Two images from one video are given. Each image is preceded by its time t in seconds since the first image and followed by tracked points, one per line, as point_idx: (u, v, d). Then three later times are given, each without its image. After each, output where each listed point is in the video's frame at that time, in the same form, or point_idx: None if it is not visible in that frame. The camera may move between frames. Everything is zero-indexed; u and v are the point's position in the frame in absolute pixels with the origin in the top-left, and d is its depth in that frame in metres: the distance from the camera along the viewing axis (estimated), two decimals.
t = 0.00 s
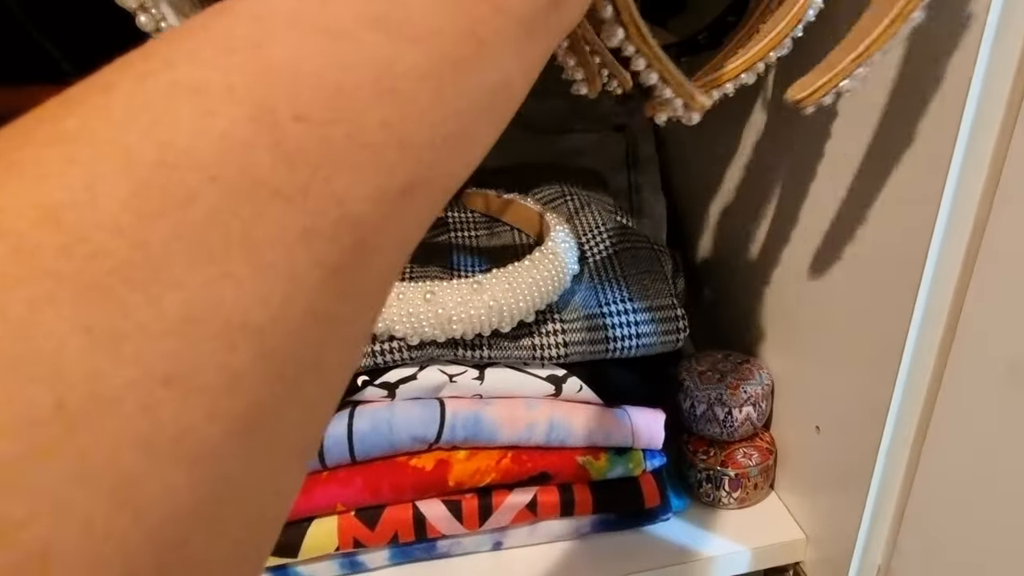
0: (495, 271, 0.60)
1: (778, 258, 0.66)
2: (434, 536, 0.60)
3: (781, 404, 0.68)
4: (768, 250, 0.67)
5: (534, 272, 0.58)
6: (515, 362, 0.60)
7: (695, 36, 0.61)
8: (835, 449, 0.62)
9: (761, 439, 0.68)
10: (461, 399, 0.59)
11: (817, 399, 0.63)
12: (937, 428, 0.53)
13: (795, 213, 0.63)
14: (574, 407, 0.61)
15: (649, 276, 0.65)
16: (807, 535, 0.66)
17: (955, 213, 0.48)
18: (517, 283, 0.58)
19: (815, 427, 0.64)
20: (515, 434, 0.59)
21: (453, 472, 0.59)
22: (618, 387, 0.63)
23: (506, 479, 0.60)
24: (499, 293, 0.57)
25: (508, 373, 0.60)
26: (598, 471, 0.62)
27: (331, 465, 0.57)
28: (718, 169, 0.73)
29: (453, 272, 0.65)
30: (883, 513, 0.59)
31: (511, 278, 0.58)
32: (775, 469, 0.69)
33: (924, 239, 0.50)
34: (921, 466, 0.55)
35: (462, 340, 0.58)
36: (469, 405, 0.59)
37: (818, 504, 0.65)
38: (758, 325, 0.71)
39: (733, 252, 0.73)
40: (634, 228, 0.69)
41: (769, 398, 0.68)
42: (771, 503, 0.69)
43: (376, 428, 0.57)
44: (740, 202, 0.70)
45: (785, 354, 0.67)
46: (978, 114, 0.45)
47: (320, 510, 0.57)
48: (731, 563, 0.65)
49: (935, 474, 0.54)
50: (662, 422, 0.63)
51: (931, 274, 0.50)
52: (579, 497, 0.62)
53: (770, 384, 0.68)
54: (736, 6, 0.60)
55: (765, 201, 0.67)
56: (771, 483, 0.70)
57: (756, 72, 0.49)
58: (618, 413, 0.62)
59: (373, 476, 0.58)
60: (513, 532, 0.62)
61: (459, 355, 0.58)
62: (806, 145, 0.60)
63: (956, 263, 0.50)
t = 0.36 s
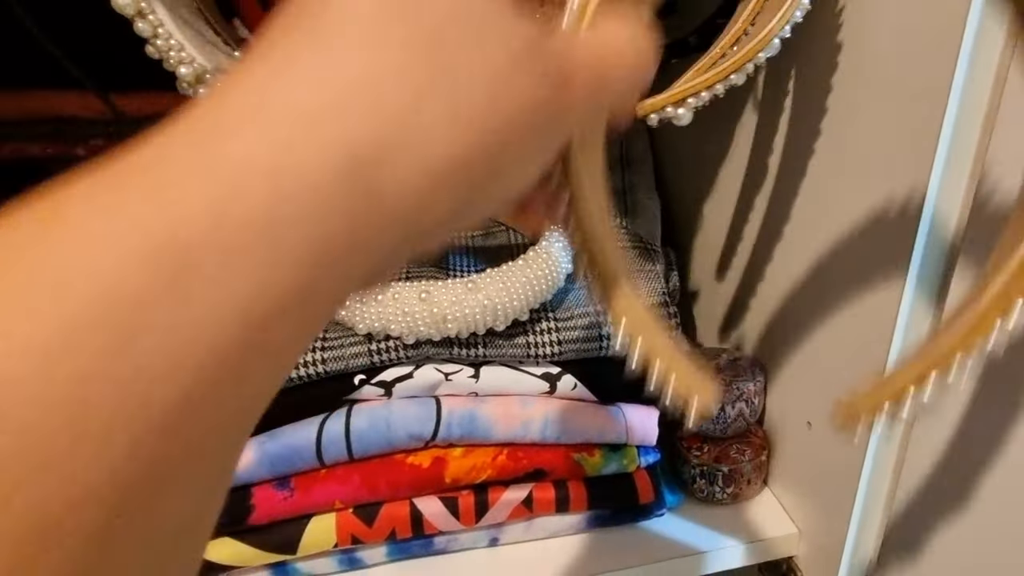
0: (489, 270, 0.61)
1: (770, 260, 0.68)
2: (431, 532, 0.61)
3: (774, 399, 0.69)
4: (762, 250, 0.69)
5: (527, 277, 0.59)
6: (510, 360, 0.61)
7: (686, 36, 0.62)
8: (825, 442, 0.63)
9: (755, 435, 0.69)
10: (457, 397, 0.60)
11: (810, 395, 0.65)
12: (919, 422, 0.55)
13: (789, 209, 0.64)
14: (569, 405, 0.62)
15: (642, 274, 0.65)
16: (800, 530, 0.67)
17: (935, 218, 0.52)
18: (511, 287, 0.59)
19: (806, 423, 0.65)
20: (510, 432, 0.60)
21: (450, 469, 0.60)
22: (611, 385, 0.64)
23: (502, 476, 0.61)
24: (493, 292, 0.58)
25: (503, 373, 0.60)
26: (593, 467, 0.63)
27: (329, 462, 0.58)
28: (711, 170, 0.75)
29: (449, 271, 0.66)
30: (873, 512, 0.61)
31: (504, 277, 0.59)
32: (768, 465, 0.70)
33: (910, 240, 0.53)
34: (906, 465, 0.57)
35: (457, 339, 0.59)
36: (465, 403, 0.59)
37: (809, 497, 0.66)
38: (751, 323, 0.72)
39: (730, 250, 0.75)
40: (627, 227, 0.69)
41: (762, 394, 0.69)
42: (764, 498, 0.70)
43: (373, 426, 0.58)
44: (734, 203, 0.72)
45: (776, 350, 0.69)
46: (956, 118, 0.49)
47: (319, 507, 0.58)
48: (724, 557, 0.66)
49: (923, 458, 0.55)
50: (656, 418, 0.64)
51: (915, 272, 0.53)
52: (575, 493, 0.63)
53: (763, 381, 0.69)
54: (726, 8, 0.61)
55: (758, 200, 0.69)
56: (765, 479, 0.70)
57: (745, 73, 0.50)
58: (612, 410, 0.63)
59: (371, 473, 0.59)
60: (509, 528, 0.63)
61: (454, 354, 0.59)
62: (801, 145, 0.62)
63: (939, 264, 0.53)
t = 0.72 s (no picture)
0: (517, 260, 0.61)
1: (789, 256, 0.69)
2: (458, 519, 0.62)
3: (793, 391, 0.70)
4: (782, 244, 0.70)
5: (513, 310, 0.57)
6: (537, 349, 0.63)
7: (710, 31, 0.63)
8: (845, 434, 0.64)
9: (774, 425, 0.70)
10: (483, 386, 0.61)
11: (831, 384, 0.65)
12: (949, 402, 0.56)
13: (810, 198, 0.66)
14: (598, 395, 0.62)
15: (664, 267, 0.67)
16: (819, 518, 0.68)
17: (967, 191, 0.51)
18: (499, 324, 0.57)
19: (826, 413, 0.66)
20: (536, 421, 0.61)
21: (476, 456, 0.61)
22: (632, 375, 0.65)
23: (527, 464, 0.62)
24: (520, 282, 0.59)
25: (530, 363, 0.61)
26: (616, 456, 0.64)
27: (359, 449, 0.59)
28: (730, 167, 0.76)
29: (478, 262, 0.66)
30: (897, 484, 0.61)
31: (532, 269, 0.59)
32: (786, 456, 0.71)
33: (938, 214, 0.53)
34: (936, 439, 0.57)
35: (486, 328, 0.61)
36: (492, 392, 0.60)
37: (829, 488, 0.66)
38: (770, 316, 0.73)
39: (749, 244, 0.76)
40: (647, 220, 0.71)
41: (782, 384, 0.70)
42: (783, 487, 0.71)
43: (402, 414, 0.59)
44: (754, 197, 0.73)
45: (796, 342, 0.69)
46: (989, 89, 0.49)
47: (349, 493, 0.59)
48: (744, 545, 0.67)
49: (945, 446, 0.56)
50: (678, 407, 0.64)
51: (945, 247, 0.53)
52: (599, 481, 0.64)
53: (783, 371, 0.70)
54: (750, 4, 0.61)
55: (777, 195, 0.70)
56: (784, 470, 0.72)
57: (776, 66, 0.51)
58: (636, 400, 0.63)
59: (399, 460, 0.60)
60: (534, 516, 0.64)
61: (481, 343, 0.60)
62: (819, 141, 0.64)
63: (969, 236, 0.52)
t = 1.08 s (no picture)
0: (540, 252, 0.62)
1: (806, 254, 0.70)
2: (478, 507, 0.63)
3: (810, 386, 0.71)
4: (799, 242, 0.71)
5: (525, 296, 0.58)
6: (556, 341, 0.64)
7: (732, 29, 0.64)
8: (862, 430, 0.65)
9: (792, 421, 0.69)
10: (504, 377, 0.62)
11: (850, 380, 0.66)
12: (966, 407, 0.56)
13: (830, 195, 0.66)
14: (614, 386, 0.63)
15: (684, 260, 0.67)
16: (834, 514, 0.69)
17: (986, 199, 0.52)
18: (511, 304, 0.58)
19: (844, 409, 0.67)
20: (557, 411, 0.62)
21: (497, 446, 0.62)
22: (652, 368, 0.67)
23: (547, 454, 0.63)
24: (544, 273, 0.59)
25: (551, 355, 0.63)
26: (634, 448, 0.65)
27: (382, 437, 0.60)
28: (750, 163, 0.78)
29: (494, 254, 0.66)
30: (913, 487, 0.61)
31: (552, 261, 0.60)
32: (804, 450, 0.72)
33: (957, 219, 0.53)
34: (952, 444, 0.58)
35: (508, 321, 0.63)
36: (513, 383, 0.61)
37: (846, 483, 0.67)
38: (789, 313, 0.74)
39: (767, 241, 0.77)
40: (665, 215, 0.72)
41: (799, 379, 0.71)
42: (800, 482, 0.72)
43: (425, 402, 0.60)
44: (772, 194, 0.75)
45: (814, 340, 0.70)
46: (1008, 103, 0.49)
47: (372, 480, 0.60)
48: (760, 538, 0.67)
49: (962, 442, 0.56)
50: (694, 401, 0.65)
51: (963, 254, 0.54)
52: (617, 472, 0.65)
53: (799, 367, 0.71)
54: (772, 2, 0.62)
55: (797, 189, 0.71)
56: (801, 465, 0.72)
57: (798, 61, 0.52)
58: (653, 393, 0.64)
59: (422, 448, 0.61)
60: (552, 505, 0.65)
61: (504, 334, 0.63)
62: (839, 139, 0.64)
63: (987, 242, 0.53)
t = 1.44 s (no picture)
0: (539, 249, 0.62)
1: (809, 252, 0.71)
2: (479, 502, 0.63)
3: (809, 385, 0.71)
4: (801, 240, 0.72)
5: (502, 285, 0.58)
6: (558, 338, 0.63)
7: (734, 28, 0.64)
8: (861, 427, 0.65)
9: (789, 419, 0.71)
10: (505, 373, 0.62)
11: (849, 379, 0.66)
12: (964, 404, 0.56)
13: (830, 194, 0.67)
14: (612, 382, 0.64)
15: (685, 259, 0.68)
16: (834, 512, 0.69)
17: (985, 197, 0.52)
18: (489, 293, 0.58)
19: (844, 407, 0.67)
20: (556, 408, 0.62)
21: (497, 441, 0.62)
22: (653, 365, 0.66)
23: (548, 450, 0.63)
24: (545, 270, 0.59)
25: (552, 351, 0.63)
26: (633, 444, 0.65)
27: (383, 432, 0.61)
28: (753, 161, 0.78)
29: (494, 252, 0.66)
30: (911, 484, 0.62)
31: (552, 257, 0.60)
32: (805, 448, 0.72)
33: (957, 217, 0.53)
34: (949, 442, 0.58)
35: (508, 316, 0.62)
36: (513, 379, 0.62)
37: (844, 481, 0.67)
38: (791, 312, 0.75)
39: (769, 240, 0.77)
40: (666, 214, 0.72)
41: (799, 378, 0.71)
42: (799, 480, 0.72)
43: (426, 398, 0.60)
44: (773, 193, 0.75)
45: (815, 338, 0.71)
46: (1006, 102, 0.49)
47: (373, 474, 0.61)
48: (758, 535, 0.67)
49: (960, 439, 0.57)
50: (695, 399, 0.66)
51: (961, 253, 0.54)
52: (616, 467, 0.65)
53: (800, 367, 0.72)
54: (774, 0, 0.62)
55: (800, 187, 0.71)
56: (801, 463, 0.73)
57: (799, 60, 0.52)
58: (653, 390, 0.65)
59: (423, 443, 0.61)
60: (552, 501, 0.65)
61: (504, 330, 0.62)
62: (841, 139, 0.65)
63: (986, 240, 0.53)
